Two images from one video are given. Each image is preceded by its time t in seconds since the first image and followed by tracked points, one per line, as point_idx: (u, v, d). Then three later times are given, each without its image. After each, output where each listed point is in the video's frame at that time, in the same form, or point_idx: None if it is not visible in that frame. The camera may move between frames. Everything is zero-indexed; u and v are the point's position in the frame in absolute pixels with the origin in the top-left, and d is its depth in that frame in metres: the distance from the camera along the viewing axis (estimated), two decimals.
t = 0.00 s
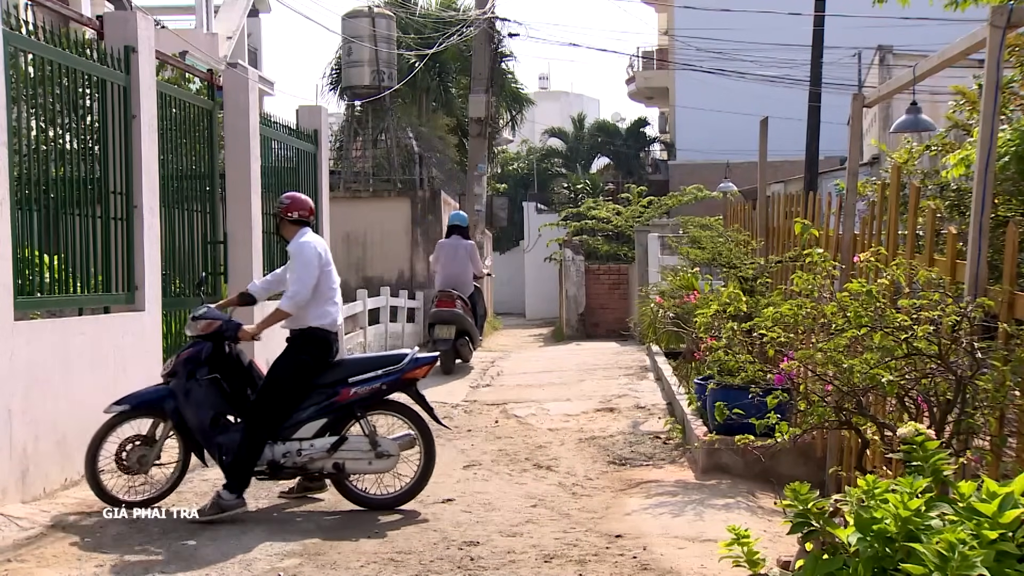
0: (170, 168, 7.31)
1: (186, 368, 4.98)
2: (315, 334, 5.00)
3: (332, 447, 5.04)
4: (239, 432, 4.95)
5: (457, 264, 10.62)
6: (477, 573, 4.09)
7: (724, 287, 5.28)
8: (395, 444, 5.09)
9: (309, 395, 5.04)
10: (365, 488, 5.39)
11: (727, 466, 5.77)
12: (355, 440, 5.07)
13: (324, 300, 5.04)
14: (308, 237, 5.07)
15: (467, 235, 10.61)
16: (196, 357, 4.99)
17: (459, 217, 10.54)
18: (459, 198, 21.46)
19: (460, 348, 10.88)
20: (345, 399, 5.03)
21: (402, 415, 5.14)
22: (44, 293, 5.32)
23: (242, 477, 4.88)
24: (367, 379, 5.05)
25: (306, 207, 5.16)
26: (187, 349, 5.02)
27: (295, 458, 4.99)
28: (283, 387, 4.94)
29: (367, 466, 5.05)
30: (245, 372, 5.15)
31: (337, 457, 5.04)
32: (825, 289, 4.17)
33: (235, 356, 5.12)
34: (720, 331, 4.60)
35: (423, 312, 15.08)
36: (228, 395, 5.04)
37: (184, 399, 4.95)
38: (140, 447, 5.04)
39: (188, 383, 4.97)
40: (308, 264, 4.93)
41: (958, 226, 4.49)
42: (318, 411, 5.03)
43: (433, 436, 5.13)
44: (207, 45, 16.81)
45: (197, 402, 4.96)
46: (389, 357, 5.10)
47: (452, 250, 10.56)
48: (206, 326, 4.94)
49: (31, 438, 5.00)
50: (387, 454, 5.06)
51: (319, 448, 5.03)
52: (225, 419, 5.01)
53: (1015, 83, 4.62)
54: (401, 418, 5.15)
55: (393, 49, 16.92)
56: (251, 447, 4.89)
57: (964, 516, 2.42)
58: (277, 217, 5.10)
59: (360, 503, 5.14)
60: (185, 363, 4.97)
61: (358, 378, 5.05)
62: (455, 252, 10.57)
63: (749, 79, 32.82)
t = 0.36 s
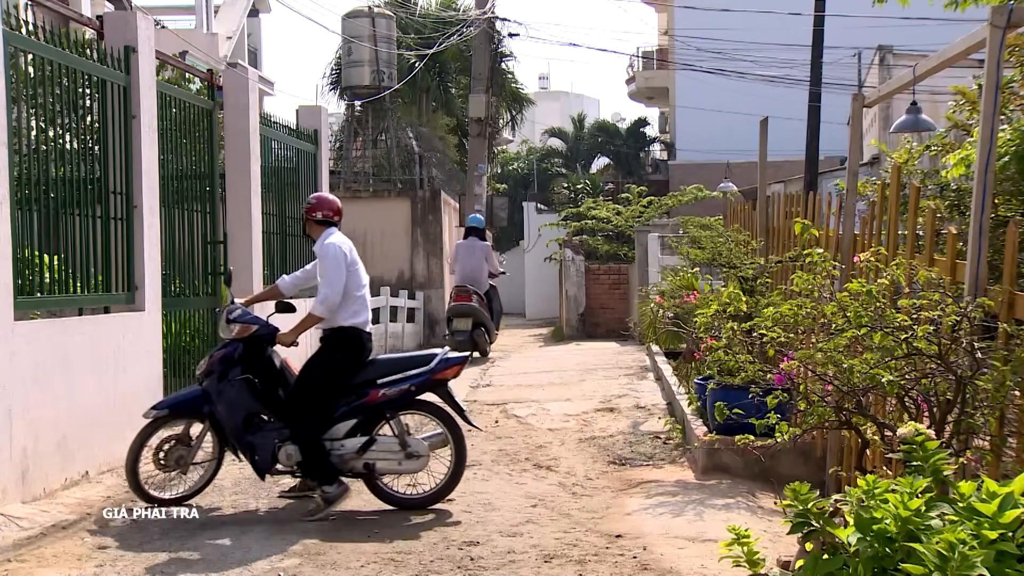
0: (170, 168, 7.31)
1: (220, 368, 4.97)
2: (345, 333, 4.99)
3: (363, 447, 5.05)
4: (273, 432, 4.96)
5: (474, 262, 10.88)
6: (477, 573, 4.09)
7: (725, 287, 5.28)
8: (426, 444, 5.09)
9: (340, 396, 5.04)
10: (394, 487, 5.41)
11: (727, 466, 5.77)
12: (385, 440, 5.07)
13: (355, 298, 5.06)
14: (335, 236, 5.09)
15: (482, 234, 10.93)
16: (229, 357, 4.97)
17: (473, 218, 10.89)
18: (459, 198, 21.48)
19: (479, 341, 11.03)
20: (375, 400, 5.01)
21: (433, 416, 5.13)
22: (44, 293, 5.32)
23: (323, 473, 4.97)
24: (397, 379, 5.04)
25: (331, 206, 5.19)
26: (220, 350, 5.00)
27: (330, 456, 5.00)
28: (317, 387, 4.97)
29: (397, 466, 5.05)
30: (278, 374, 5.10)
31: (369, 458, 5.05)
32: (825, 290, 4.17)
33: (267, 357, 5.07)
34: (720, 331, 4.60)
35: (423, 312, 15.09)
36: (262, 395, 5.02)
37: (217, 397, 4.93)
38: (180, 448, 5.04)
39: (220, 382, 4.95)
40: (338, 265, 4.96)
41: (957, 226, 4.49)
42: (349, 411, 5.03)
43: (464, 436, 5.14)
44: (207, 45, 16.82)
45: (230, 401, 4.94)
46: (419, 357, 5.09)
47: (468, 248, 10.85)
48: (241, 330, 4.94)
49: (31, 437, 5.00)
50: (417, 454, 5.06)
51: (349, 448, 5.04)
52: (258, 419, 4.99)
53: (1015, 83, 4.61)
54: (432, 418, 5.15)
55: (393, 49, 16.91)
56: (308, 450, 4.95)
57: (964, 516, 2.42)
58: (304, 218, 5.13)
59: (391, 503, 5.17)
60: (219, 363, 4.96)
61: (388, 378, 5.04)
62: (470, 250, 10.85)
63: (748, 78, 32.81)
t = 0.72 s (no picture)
0: (170, 168, 7.31)
1: (257, 370, 5.08)
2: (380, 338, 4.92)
3: (397, 449, 5.03)
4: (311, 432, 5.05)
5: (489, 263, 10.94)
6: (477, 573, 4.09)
7: (725, 287, 5.28)
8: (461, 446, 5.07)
9: (375, 398, 5.02)
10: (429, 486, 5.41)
11: (727, 466, 5.78)
12: (420, 443, 5.04)
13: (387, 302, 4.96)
14: (369, 241, 5.00)
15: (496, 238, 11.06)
16: (265, 360, 5.07)
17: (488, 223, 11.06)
18: (460, 198, 21.48)
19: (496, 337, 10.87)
20: (407, 404, 5.00)
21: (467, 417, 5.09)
22: (44, 293, 5.32)
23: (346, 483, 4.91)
24: (430, 382, 5.01)
25: (363, 207, 5.12)
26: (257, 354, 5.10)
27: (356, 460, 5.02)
28: (351, 393, 4.93)
29: (432, 468, 5.03)
30: (314, 375, 5.12)
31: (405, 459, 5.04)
32: (825, 290, 4.17)
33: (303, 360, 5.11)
34: (720, 331, 4.59)
35: (423, 312, 15.10)
36: (298, 396, 5.08)
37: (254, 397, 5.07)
38: (225, 447, 5.16)
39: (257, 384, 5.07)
40: (367, 270, 4.85)
41: (957, 226, 4.49)
42: (383, 413, 5.03)
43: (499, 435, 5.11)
44: (207, 45, 16.82)
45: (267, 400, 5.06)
46: (452, 360, 5.05)
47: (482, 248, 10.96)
48: (275, 333, 5.04)
49: (31, 437, 5.00)
50: (452, 456, 5.03)
51: (385, 451, 5.04)
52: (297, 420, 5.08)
53: (1015, 83, 4.61)
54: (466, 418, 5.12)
55: (393, 49, 16.91)
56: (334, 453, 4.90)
57: (964, 516, 2.42)
58: (336, 220, 5.09)
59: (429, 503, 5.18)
60: (257, 366, 5.07)
61: (420, 382, 5.01)
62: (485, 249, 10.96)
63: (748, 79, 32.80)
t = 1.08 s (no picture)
0: (170, 168, 7.31)
1: (286, 369, 5.14)
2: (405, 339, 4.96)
3: (420, 450, 5.03)
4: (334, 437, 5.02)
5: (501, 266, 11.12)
6: (477, 573, 4.09)
7: (725, 287, 5.28)
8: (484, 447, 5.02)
9: (400, 397, 5.05)
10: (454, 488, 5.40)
11: (727, 466, 5.78)
12: (443, 442, 5.03)
13: (397, 304, 4.96)
14: (381, 244, 5.03)
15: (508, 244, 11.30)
16: (296, 358, 5.13)
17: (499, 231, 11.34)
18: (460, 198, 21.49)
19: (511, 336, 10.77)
20: (430, 404, 5.00)
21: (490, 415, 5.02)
22: (44, 293, 5.33)
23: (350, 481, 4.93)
24: (454, 381, 5.00)
25: (378, 212, 5.12)
26: (286, 354, 5.17)
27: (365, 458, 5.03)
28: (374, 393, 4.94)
29: (455, 468, 5.01)
30: (342, 374, 5.20)
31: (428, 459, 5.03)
32: (825, 290, 4.17)
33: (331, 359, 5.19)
34: (720, 331, 4.60)
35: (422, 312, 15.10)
36: (326, 395, 5.12)
37: (281, 396, 5.11)
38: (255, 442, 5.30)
39: (286, 384, 5.12)
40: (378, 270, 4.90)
41: (957, 226, 4.49)
42: (407, 413, 5.04)
43: (524, 436, 5.05)
44: (207, 45, 16.83)
45: (292, 400, 5.10)
46: (475, 360, 5.02)
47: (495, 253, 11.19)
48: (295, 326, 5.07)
49: (31, 437, 4.99)
50: (475, 456, 5.00)
51: (408, 451, 5.04)
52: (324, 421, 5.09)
53: (1015, 83, 4.61)
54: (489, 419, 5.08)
55: (393, 49, 16.91)
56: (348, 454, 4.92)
57: (964, 516, 2.42)
58: (350, 224, 5.11)
59: (453, 503, 5.17)
60: (286, 365, 5.13)
61: (444, 382, 5.01)
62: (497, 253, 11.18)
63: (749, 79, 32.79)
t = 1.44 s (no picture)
0: (170, 168, 7.31)
1: (293, 365, 5.18)
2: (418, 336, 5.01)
3: (421, 445, 5.04)
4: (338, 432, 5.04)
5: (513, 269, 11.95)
6: (478, 573, 4.09)
7: (725, 287, 5.28)
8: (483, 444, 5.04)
9: (403, 393, 5.05)
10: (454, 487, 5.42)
11: (727, 466, 5.78)
12: (444, 438, 5.05)
13: (397, 297, 5.01)
14: (384, 242, 5.15)
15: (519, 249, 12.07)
16: (304, 353, 5.19)
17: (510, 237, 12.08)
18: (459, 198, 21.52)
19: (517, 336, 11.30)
20: (432, 399, 5.01)
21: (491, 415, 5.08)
22: (44, 292, 5.33)
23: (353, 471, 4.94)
24: (457, 375, 5.00)
25: (382, 216, 5.24)
26: (295, 350, 5.21)
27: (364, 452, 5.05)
28: (377, 388, 4.95)
29: (455, 464, 5.03)
30: (347, 372, 5.23)
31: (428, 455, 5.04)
32: (825, 290, 4.17)
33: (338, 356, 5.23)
34: (720, 330, 4.59)
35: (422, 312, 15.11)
36: (332, 392, 5.13)
37: (287, 392, 5.13)
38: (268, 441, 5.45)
39: (293, 379, 5.15)
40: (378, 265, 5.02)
41: (957, 226, 4.49)
42: (409, 408, 5.03)
43: (524, 436, 5.08)
44: (207, 45, 16.83)
45: (297, 396, 5.13)
46: (478, 356, 5.02)
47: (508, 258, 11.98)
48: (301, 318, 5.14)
49: (31, 437, 4.99)
50: (475, 453, 5.02)
51: (409, 446, 5.05)
52: (327, 417, 5.10)
53: (1015, 83, 4.61)
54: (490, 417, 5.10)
55: (393, 49, 16.90)
56: (353, 446, 4.93)
57: (964, 516, 2.42)
58: (355, 227, 5.21)
59: (450, 503, 5.18)
60: (294, 361, 5.18)
61: (447, 376, 5.01)
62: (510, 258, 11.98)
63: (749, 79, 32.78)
